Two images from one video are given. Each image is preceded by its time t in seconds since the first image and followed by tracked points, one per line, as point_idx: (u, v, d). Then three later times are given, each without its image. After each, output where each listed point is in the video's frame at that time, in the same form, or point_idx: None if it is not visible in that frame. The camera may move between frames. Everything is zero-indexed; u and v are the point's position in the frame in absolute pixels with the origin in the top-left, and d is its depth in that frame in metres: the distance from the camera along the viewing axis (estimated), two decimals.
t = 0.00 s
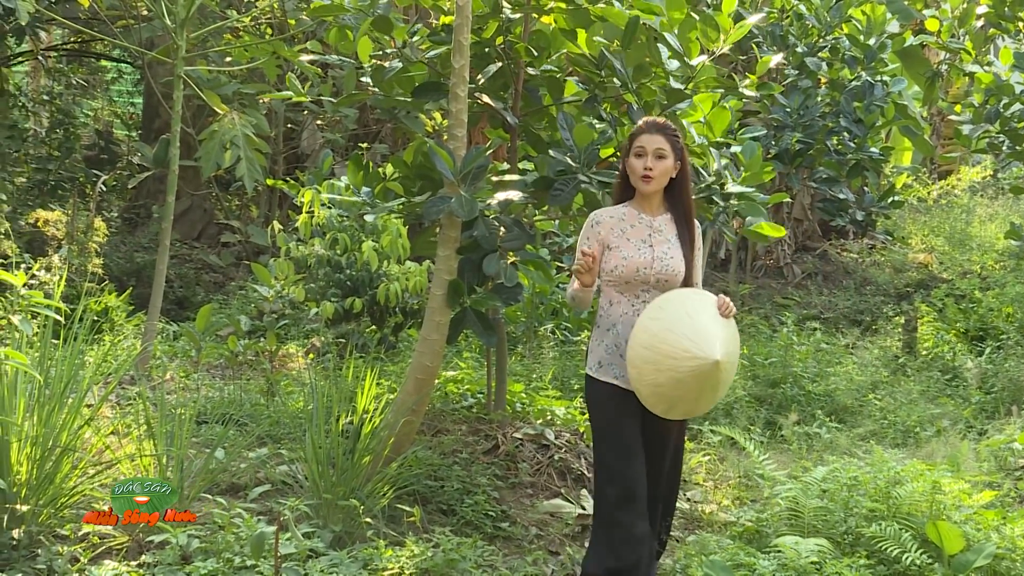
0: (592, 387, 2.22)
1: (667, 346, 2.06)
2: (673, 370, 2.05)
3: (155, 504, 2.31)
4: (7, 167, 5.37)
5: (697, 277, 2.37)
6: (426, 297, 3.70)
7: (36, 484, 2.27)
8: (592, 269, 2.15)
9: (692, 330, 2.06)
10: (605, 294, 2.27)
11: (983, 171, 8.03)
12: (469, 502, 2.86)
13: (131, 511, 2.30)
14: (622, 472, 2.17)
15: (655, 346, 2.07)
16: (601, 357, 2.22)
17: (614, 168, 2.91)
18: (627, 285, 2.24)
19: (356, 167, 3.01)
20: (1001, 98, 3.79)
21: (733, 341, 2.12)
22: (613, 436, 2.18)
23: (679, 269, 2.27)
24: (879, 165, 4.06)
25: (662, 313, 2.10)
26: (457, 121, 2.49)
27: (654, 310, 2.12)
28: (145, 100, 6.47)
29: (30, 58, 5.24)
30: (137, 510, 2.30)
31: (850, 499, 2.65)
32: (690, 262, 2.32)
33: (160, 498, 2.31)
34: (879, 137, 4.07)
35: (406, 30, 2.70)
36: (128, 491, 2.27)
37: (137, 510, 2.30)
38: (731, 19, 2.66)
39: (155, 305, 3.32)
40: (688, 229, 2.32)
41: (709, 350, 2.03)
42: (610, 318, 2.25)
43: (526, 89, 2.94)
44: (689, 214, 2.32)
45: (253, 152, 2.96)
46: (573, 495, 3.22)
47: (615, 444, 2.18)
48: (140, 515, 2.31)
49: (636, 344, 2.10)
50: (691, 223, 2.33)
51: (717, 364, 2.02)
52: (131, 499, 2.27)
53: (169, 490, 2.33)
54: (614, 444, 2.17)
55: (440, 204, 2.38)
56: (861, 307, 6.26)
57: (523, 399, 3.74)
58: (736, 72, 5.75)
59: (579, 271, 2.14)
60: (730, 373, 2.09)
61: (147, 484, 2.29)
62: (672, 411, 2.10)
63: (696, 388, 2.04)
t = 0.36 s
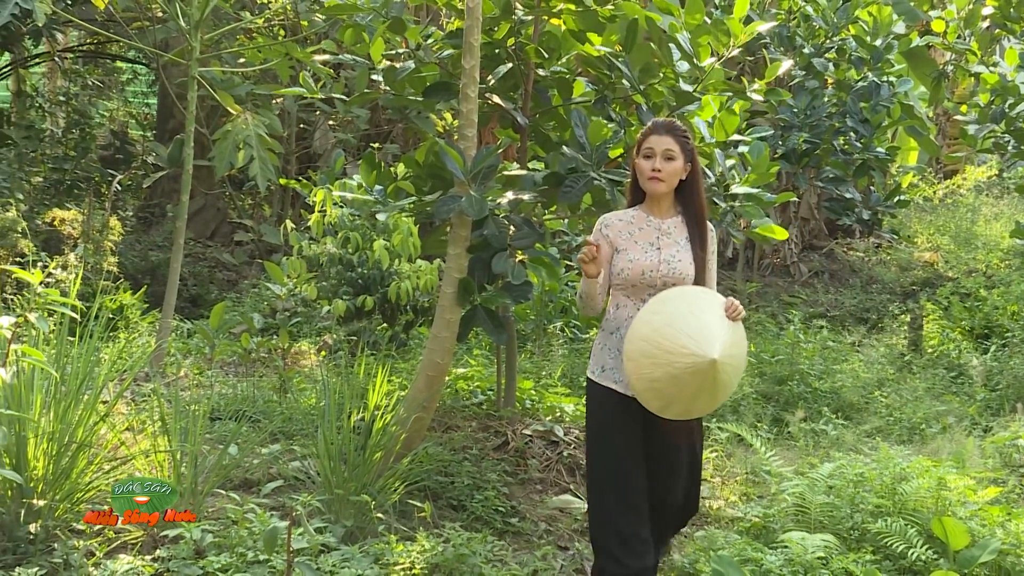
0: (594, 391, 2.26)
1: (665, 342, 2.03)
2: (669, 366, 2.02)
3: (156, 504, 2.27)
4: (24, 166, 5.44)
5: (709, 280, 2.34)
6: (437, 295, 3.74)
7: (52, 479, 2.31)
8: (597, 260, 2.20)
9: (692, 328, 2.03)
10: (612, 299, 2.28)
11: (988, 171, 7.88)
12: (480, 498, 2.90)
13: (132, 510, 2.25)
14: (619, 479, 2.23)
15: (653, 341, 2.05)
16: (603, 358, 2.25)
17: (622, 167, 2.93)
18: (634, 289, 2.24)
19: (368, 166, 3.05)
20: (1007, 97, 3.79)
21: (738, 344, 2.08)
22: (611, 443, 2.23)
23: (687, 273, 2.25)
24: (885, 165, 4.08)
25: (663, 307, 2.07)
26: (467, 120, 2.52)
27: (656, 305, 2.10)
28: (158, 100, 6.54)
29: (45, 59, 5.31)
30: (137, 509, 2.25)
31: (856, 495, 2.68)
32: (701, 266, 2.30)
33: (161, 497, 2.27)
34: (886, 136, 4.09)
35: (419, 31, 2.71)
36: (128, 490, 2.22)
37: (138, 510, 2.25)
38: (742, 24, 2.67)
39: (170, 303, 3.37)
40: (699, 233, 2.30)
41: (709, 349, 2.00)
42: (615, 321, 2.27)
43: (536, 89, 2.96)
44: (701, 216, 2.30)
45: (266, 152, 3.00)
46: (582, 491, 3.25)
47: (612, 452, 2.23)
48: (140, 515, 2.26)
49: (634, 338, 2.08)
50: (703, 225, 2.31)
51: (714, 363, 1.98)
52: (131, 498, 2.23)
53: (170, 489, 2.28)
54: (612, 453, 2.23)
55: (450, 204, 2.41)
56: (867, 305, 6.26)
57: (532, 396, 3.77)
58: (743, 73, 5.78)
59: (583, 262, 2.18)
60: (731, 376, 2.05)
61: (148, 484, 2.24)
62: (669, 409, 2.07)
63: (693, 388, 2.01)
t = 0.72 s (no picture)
0: (600, 387, 2.31)
1: (672, 348, 2.01)
2: (679, 372, 1.99)
3: (156, 504, 2.19)
4: (36, 160, 5.48)
5: (717, 274, 2.28)
6: (444, 288, 3.77)
7: (64, 469, 2.35)
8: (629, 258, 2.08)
9: (698, 331, 2.00)
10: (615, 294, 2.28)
11: (991, 164, 7.96)
12: (486, 489, 2.93)
13: (132, 510, 2.18)
14: (609, 471, 2.31)
15: (661, 348, 2.02)
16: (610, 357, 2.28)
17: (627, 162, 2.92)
18: (634, 285, 2.24)
19: (375, 162, 3.04)
20: (1010, 92, 3.77)
21: (748, 340, 2.05)
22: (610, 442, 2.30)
23: (688, 267, 2.22)
24: (888, 159, 4.09)
25: (668, 312, 2.04)
26: (474, 115, 2.55)
27: (660, 311, 2.07)
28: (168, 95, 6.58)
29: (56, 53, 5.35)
30: (137, 509, 2.18)
31: (859, 486, 2.70)
32: (705, 262, 2.25)
33: (161, 497, 2.19)
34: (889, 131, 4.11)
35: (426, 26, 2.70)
36: (128, 490, 2.16)
37: (138, 510, 2.18)
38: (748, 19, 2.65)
39: (179, 296, 3.40)
40: (704, 224, 2.24)
41: (717, 352, 1.97)
42: (618, 315, 2.28)
43: (541, 84, 2.95)
44: (704, 212, 2.24)
45: (274, 146, 3.02)
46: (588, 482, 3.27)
47: (609, 451, 2.30)
48: (140, 515, 2.19)
49: (642, 347, 2.06)
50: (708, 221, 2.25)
51: (722, 365, 1.96)
52: (130, 498, 2.16)
53: (170, 489, 2.20)
54: (607, 451, 2.30)
55: (458, 197, 2.44)
56: (870, 298, 6.27)
57: (538, 388, 3.80)
58: (749, 67, 5.79)
59: (613, 259, 2.07)
60: (744, 374, 2.02)
61: (147, 484, 2.17)
62: (684, 414, 2.05)
63: (706, 391, 1.99)
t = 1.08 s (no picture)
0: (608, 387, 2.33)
1: (665, 344, 2.00)
2: (670, 368, 1.99)
3: (155, 504, 2.21)
4: (50, 157, 5.54)
5: (723, 275, 2.26)
6: (451, 283, 3.81)
7: (77, 461, 2.40)
8: (625, 269, 2.15)
9: (692, 329, 1.99)
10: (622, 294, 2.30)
11: (991, 163, 7.88)
12: (492, 481, 2.98)
13: (133, 510, 2.22)
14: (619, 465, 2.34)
15: (654, 344, 2.02)
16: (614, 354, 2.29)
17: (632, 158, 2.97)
18: (640, 285, 2.25)
19: (383, 159, 3.09)
20: (1010, 89, 3.78)
21: (744, 341, 2.04)
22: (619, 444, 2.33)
23: (693, 267, 2.22)
24: (890, 156, 4.12)
25: (664, 308, 2.04)
26: (480, 113, 2.58)
27: (656, 306, 2.07)
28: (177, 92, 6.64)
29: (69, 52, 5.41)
30: (137, 509, 2.21)
31: (861, 479, 2.74)
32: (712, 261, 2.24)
33: (160, 497, 2.21)
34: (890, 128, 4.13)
35: (432, 25, 2.77)
36: (128, 491, 2.19)
37: (137, 509, 2.22)
38: (751, 16, 2.74)
39: (190, 291, 3.45)
40: (709, 225, 2.23)
41: (709, 351, 1.96)
42: (626, 315, 2.29)
43: (546, 82, 3.00)
44: (711, 212, 2.23)
45: (284, 143, 3.06)
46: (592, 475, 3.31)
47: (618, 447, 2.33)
48: (141, 514, 2.23)
49: (636, 341, 2.06)
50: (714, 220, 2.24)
51: (713, 366, 1.94)
52: (131, 498, 2.20)
53: (170, 490, 2.22)
54: (616, 453, 2.34)
55: (464, 194, 2.47)
56: (872, 293, 6.29)
57: (543, 382, 3.84)
58: (751, 66, 5.83)
59: (612, 270, 2.14)
60: (736, 374, 2.00)
61: (147, 484, 2.19)
62: (674, 410, 2.05)
63: (696, 390, 1.98)
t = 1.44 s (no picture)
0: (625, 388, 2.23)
1: (690, 332, 1.93)
2: (696, 356, 1.92)
3: (155, 504, 2.33)
4: (62, 154, 5.59)
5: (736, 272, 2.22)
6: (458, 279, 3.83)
7: (88, 455, 2.43)
8: (634, 263, 2.11)
9: (718, 313, 1.93)
10: (636, 292, 2.20)
11: (996, 158, 7.92)
12: (499, 476, 2.99)
13: (132, 510, 2.34)
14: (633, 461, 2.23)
15: (678, 333, 1.95)
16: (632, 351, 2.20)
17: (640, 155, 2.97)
18: (657, 282, 2.16)
19: (391, 156, 3.13)
20: (1016, 86, 3.77)
21: (770, 328, 1.97)
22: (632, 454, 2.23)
23: (713, 264, 2.15)
24: (895, 153, 4.13)
25: (688, 295, 1.98)
26: (487, 109, 2.60)
27: (679, 294, 2.01)
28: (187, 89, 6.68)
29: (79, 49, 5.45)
30: (138, 509, 2.33)
31: (866, 474, 2.76)
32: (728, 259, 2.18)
33: (160, 497, 2.33)
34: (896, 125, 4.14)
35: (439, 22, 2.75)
36: (129, 491, 2.31)
37: (138, 509, 2.34)
38: (755, 13, 2.75)
39: (200, 287, 3.48)
40: (727, 222, 2.18)
41: (736, 333, 1.89)
42: (641, 314, 2.20)
43: (553, 79, 3.00)
44: (728, 209, 2.18)
45: (293, 140, 3.08)
46: (599, 469, 3.33)
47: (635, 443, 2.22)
48: (140, 514, 2.34)
49: (659, 330, 2.00)
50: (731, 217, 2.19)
51: (742, 348, 1.87)
52: (131, 498, 2.32)
53: (170, 489, 2.34)
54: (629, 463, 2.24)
55: (471, 190, 2.49)
56: (877, 289, 6.29)
57: (550, 376, 3.87)
58: (757, 63, 5.83)
59: (620, 265, 2.10)
60: (764, 362, 1.93)
61: (147, 484, 2.32)
62: (700, 402, 1.97)
63: (723, 376, 1.90)
